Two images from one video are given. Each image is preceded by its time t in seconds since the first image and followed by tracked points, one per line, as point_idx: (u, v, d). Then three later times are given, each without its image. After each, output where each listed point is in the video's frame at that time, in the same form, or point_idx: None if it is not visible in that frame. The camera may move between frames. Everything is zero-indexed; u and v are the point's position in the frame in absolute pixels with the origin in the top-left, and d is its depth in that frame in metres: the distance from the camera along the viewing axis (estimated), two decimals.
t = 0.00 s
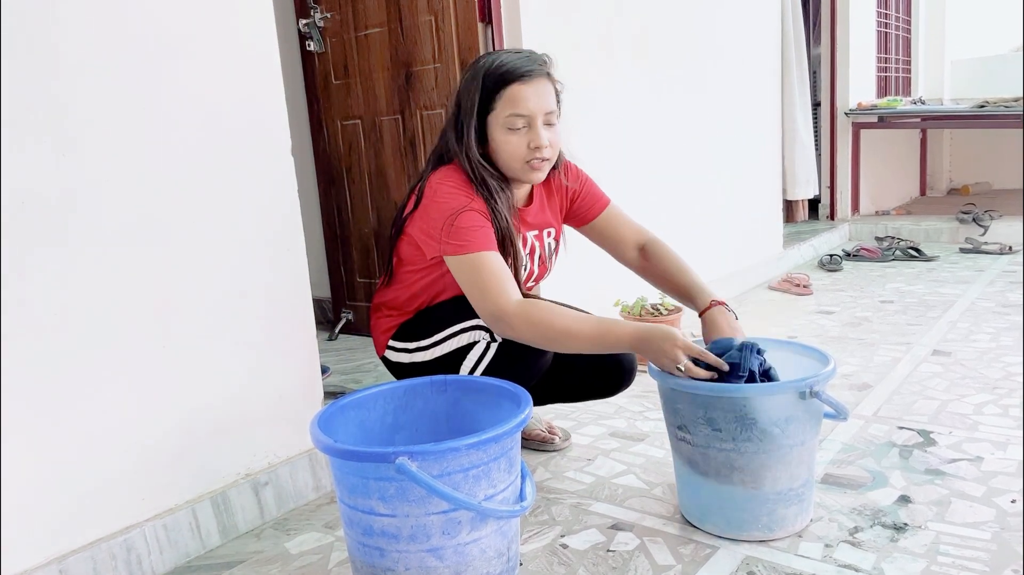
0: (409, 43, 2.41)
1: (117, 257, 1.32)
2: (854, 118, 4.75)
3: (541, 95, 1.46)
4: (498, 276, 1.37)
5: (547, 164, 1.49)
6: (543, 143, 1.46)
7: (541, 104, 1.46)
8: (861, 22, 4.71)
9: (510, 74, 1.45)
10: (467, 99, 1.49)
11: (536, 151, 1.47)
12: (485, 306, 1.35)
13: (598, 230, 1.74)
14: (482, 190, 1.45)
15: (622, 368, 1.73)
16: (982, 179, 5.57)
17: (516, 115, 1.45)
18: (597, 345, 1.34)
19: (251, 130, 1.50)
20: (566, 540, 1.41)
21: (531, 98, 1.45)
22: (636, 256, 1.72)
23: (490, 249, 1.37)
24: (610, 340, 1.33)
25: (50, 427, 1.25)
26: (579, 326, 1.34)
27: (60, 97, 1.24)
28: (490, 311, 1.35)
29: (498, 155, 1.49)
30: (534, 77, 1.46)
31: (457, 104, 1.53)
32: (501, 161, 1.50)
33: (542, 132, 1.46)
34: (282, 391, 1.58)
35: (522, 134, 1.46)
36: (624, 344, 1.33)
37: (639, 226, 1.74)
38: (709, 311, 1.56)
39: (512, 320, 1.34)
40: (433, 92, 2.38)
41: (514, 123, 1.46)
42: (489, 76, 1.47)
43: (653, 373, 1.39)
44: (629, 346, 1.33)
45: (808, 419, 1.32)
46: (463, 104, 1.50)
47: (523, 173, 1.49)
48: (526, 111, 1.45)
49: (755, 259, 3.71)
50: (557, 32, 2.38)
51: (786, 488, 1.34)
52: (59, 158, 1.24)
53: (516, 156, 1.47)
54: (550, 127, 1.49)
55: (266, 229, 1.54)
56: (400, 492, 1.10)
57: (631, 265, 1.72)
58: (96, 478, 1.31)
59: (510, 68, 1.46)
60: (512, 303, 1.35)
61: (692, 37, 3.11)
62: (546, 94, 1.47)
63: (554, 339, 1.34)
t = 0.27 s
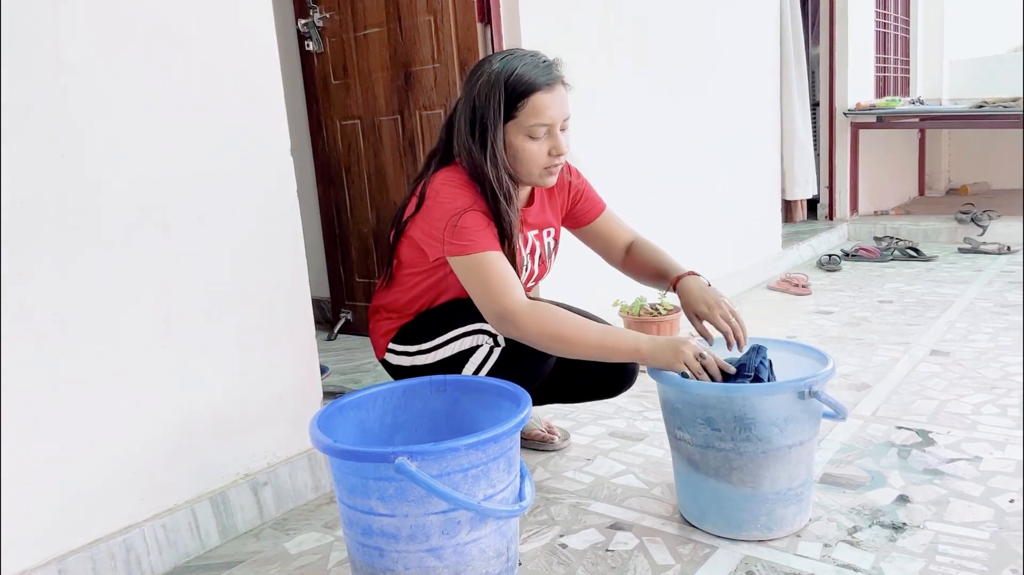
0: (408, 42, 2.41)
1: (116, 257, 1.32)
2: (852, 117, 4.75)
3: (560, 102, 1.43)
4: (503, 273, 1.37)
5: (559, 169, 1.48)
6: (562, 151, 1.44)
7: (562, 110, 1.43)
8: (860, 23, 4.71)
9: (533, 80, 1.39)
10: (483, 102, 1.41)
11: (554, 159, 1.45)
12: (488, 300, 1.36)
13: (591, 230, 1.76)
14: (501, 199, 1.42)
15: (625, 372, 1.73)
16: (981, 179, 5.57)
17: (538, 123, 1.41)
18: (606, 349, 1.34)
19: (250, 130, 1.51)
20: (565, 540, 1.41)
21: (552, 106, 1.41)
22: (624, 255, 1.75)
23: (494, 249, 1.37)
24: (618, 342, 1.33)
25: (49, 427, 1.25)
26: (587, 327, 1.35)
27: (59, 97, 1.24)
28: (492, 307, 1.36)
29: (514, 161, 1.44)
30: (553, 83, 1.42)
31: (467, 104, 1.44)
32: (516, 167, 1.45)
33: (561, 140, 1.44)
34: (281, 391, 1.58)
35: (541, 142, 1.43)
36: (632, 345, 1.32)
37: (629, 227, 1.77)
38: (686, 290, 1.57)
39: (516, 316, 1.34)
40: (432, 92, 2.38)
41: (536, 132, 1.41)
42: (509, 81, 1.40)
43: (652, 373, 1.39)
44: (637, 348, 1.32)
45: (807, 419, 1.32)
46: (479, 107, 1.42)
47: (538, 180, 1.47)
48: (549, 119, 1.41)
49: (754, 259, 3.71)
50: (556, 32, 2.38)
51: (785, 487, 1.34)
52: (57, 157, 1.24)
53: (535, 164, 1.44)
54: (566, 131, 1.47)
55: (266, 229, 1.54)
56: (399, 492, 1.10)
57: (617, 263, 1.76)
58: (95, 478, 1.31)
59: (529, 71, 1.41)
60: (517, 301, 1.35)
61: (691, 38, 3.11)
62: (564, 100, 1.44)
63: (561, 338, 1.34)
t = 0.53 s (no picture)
0: (407, 42, 2.41)
1: (115, 257, 1.31)
2: (851, 117, 4.76)
3: (560, 101, 1.43)
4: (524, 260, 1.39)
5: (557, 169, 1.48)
6: (561, 150, 1.44)
7: (561, 110, 1.43)
8: (858, 23, 4.71)
9: (533, 79, 1.39)
10: (483, 100, 1.41)
11: (552, 159, 1.45)
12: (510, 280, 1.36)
13: (592, 231, 1.72)
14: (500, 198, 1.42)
15: (621, 370, 1.74)
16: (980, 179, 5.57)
17: (538, 122, 1.41)
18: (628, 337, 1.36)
19: (249, 129, 1.50)
20: (564, 540, 1.41)
21: (553, 105, 1.41)
22: (629, 261, 1.70)
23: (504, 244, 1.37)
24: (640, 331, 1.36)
25: (48, 427, 1.25)
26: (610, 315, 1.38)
27: (58, 96, 1.24)
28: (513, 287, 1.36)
29: (513, 160, 1.44)
30: (552, 82, 1.42)
31: (467, 103, 1.44)
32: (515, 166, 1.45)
33: (559, 140, 1.44)
34: (280, 391, 1.58)
35: (540, 141, 1.43)
36: (656, 333, 1.35)
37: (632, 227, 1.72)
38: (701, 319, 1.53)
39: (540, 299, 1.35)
40: (431, 92, 2.38)
41: (535, 131, 1.41)
42: (509, 79, 1.40)
43: (652, 373, 1.39)
44: (659, 336, 1.35)
45: (806, 419, 1.32)
46: (478, 105, 1.42)
47: (536, 179, 1.47)
48: (549, 119, 1.41)
49: (752, 259, 3.71)
50: (555, 33, 2.38)
51: (784, 488, 1.34)
52: (55, 157, 1.24)
53: (534, 163, 1.44)
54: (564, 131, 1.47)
55: (264, 229, 1.54)
56: (397, 492, 1.10)
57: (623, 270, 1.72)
58: (93, 478, 1.31)
59: (529, 70, 1.41)
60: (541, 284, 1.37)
61: (690, 38, 3.11)
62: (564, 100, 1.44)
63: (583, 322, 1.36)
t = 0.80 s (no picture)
0: (406, 43, 2.41)
1: (115, 257, 1.32)
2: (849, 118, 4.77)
3: (558, 102, 1.43)
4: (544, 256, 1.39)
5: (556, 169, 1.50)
6: (560, 150, 1.45)
7: (559, 110, 1.44)
8: (856, 24, 4.72)
9: (532, 80, 1.40)
10: (482, 102, 1.42)
11: (551, 159, 1.46)
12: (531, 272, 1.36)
13: (591, 229, 1.71)
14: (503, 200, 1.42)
15: (618, 371, 1.75)
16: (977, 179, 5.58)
17: (537, 123, 1.41)
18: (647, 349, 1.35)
19: (249, 130, 1.51)
20: (563, 539, 1.41)
21: (551, 106, 1.42)
22: (630, 264, 1.68)
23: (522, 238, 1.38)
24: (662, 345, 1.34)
25: (48, 426, 1.25)
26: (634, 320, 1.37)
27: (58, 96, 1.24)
28: (534, 279, 1.36)
29: (513, 162, 1.44)
30: (551, 82, 1.42)
31: (465, 105, 1.45)
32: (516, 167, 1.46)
33: (558, 140, 1.45)
34: (279, 391, 1.58)
35: (540, 142, 1.44)
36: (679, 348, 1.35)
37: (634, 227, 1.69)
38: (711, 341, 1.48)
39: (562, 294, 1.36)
40: (430, 92, 2.38)
41: (533, 132, 1.42)
42: (508, 81, 1.40)
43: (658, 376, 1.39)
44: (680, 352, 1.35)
45: (804, 418, 1.32)
46: (478, 107, 1.43)
47: (535, 180, 1.48)
48: (548, 120, 1.42)
49: (751, 259, 3.72)
50: (553, 32, 2.38)
51: (782, 487, 1.34)
52: (54, 157, 1.24)
53: (533, 164, 1.45)
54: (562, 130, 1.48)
55: (264, 228, 1.54)
56: (397, 491, 1.10)
57: (626, 274, 1.69)
58: (92, 477, 1.31)
59: (527, 71, 1.41)
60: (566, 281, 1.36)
61: (689, 38, 3.12)
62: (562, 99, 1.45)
63: (605, 322, 1.36)
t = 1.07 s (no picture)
0: (404, 42, 2.41)
1: (113, 257, 1.32)
2: (848, 118, 4.77)
3: (558, 104, 1.43)
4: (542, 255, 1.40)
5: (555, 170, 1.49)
6: (559, 152, 1.45)
7: (559, 114, 1.43)
8: (854, 24, 4.73)
9: (532, 82, 1.39)
10: (482, 102, 1.42)
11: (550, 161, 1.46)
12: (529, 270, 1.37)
13: (587, 234, 1.72)
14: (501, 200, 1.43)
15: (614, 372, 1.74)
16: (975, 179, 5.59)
17: (536, 125, 1.41)
18: (640, 353, 1.36)
19: (248, 129, 1.51)
20: (561, 539, 1.41)
21: (551, 109, 1.41)
22: (626, 275, 1.68)
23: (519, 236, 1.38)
24: (655, 351, 1.35)
25: (45, 425, 1.25)
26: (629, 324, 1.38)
27: (55, 95, 1.24)
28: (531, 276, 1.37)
29: (511, 162, 1.44)
30: (551, 84, 1.42)
31: (465, 104, 1.45)
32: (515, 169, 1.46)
33: (557, 142, 1.45)
34: (277, 390, 1.58)
35: (539, 143, 1.44)
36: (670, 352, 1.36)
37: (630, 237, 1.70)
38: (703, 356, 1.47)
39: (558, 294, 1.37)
40: (428, 92, 2.38)
41: (532, 134, 1.42)
42: (508, 82, 1.40)
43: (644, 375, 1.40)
44: (670, 356, 1.36)
45: (799, 417, 1.31)
46: (477, 106, 1.42)
47: (533, 181, 1.48)
48: (548, 122, 1.42)
49: (749, 259, 3.72)
50: (551, 32, 2.38)
51: (777, 486, 1.34)
52: (52, 156, 1.24)
53: (532, 166, 1.45)
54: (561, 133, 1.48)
55: (262, 228, 1.54)
56: (394, 491, 1.10)
57: (621, 283, 1.70)
58: (90, 477, 1.31)
59: (528, 72, 1.41)
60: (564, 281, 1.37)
61: (687, 38, 3.12)
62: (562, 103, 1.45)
63: (600, 324, 1.38)
